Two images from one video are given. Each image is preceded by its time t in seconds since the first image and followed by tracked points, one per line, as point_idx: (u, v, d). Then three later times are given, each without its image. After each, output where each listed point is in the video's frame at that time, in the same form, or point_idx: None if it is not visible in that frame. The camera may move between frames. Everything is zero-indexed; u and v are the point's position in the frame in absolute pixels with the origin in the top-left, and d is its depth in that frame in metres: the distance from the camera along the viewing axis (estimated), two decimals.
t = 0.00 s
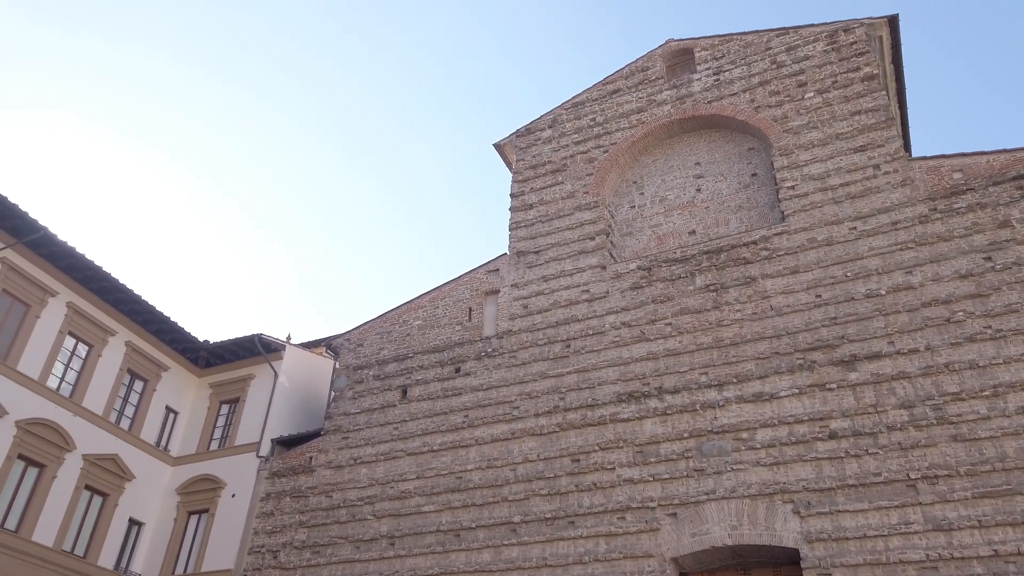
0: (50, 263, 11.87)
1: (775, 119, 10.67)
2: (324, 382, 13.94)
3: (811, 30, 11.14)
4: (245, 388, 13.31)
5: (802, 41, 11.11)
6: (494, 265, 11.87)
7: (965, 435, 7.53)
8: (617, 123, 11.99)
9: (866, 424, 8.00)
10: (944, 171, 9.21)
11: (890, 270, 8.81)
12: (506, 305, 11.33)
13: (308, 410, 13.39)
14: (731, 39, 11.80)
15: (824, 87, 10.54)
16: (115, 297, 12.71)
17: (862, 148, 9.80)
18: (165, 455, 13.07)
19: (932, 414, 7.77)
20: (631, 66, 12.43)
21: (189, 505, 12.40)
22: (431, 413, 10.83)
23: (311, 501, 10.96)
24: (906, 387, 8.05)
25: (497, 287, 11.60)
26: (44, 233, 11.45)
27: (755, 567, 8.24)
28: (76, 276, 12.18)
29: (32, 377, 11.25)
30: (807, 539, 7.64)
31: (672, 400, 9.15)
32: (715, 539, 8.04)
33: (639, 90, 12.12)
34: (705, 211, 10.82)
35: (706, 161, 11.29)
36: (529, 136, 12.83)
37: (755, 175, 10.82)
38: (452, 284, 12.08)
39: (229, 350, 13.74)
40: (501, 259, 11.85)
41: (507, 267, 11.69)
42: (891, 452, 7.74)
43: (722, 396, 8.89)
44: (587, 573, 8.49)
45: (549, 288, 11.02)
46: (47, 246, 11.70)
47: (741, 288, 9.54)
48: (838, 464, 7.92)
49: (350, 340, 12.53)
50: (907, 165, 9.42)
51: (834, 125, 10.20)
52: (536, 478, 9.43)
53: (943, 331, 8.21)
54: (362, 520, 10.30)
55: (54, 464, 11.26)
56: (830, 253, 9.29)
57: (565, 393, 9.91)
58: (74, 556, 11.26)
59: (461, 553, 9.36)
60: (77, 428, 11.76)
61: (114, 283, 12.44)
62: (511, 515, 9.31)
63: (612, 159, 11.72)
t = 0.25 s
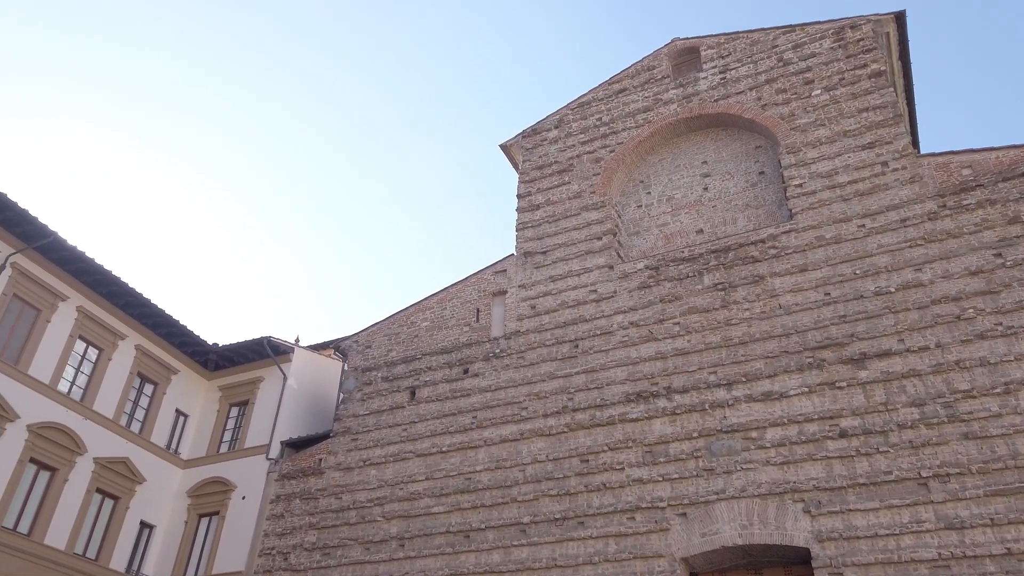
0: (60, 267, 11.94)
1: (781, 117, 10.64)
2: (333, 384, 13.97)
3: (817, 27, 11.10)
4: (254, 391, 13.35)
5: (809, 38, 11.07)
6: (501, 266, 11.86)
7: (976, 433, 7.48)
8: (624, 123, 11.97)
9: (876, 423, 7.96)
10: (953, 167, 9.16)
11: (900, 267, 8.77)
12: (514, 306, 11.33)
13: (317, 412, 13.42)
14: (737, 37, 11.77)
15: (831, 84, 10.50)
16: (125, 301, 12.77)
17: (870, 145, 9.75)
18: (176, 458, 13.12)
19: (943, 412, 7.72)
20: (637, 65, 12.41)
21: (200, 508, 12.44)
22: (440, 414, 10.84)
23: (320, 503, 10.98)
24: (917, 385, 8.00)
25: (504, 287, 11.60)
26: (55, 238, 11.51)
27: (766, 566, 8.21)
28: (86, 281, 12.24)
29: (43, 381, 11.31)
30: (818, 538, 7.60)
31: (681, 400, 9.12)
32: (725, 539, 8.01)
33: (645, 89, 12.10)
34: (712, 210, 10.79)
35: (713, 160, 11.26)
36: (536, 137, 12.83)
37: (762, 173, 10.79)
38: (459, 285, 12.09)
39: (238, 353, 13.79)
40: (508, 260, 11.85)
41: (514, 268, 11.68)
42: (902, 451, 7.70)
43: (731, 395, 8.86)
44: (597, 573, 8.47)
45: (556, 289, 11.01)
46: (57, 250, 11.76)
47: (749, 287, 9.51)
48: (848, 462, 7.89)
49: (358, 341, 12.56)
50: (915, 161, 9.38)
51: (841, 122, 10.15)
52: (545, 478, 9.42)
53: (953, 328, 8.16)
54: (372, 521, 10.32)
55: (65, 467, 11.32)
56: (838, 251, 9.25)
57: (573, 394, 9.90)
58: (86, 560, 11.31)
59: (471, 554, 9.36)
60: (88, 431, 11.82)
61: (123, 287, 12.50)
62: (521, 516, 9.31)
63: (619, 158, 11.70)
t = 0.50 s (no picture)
0: (66, 270, 11.97)
1: (786, 116, 10.62)
2: (338, 386, 13.98)
3: (821, 26, 11.08)
4: (259, 392, 13.37)
5: (813, 37, 11.05)
6: (506, 266, 11.86)
7: (983, 433, 7.46)
8: (627, 123, 11.96)
9: (882, 422, 7.94)
10: (958, 166, 9.13)
11: (905, 266, 8.74)
12: (518, 307, 11.33)
13: (322, 413, 13.43)
14: (740, 36, 11.75)
15: (835, 84, 10.48)
16: (130, 303, 12.80)
17: (875, 144, 9.73)
18: (181, 459, 13.15)
19: (949, 411, 7.70)
20: (640, 65, 12.40)
21: (205, 509, 12.47)
22: (445, 415, 10.84)
23: (326, 504, 11.00)
24: (923, 384, 7.98)
25: (508, 288, 11.60)
26: (61, 241, 11.54)
27: (772, 567, 8.19)
28: (91, 283, 12.28)
29: (49, 383, 11.34)
30: (824, 538, 7.58)
31: (686, 400, 9.11)
32: (731, 539, 8.00)
33: (649, 89, 12.09)
34: (716, 210, 10.78)
35: (718, 159, 11.24)
36: (539, 137, 12.83)
37: (767, 173, 10.77)
38: (464, 286, 12.09)
39: (243, 354, 13.81)
40: (513, 261, 11.85)
41: (518, 268, 11.68)
42: (908, 450, 7.67)
43: (736, 395, 8.84)
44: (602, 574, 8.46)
45: (561, 289, 11.00)
46: (63, 253, 11.79)
47: (754, 286, 9.49)
48: (854, 462, 7.87)
49: (363, 342, 12.57)
50: (920, 160, 9.35)
51: (846, 121, 10.13)
52: (550, 479, 9.41)
53: (959, 327, 8.13)
54: (377, 522, 10.32)
55: (71, 469, 11.35)
56: (843, 250, 9.23)
57: (578, 394, 9.90)
58: (92, 561, 11.34)
59: (476, 554, 9.35)
60: (94, 433, 11.85)
61: (128, 289, 12.52)
62: (526, 517, 9.30)
63: (623, 158, 11.69)
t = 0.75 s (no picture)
0: (71, 272, 12.00)
1: (789, 115, 10.60)
2: (342, 387, 14.00)
3: (824, 25, 11.06)
4: (264, 393, 13.39)
5: (816, 36, 11.03)
6: (509, 267, 11.86)
7: (988, 432, 7.43)
8: (631, 123, 11.96)
9: (887, 422, 7.91)
10: (963, 164, 9.11)
11: (910, 265, 8.72)
12: (522, 307, 11.32)
13: (327, 414, 13.44)
14: (744, 36, 11.74)
15: (839, 82, 10.46)
16: (135, 304, 12.83)
17: (879, 143, 9.71)
18: (186, 460, 13.18)
19: (954, 411, 7.68)
20: (643, 65, 12.39)
21: (211, 510, 12.49)
22: (449, 416, 10.84)
23: (330, 505, 11.01)
24: (928, 383, 7.96)
25: (512, 288, 11.60)
26: (65, 242, 11.57)
27: (777, 567, 8.18)
28: (96, 285, 12.31)
29: (54, 384, 11.37)
30: (829, 538, 7.57)
31: (690, 400, 9.10)
32: (735, 539, 7.98)
33: (652, 89, 12.08)
34: (720, 209, 10.77)
35: (721, 159, 11.23)
36: (543, 138, 12.83)
37: (770, 172, 10.75)
38: (467, 286, 12.10)
39: (247, 356, 13.84)
40: (516, 261, 11.85)
41: (522, 269, 11.68)
42: (914, 450, 7.65)
43: (740, 395, 8.83)
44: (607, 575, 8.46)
45: (564, 289, 11.00)
46: (67, 255, 11.82)
47: (758, 286, 9.48)
48: (859, 462, 7.85)
49: (367, 343, 12.59)
50: (925, 159, 9.33)
51: (850, 120, 10.11)
52: (555, 479, 9.40)
53: (964, 327, 8.11)
54: (382, 523, 10.33)
55: (77, 470, 11.37)
56: (848, 249, 9.21)
57: (582, 395, 9.89)
58: (97, 562, 11.36)
59: (480, 555, 9.35)
60: (100, 435, 11.87)
61: (133, 290, 12.55)
62: (530, 518, 9.30)
63: (626, 158, 11.68)
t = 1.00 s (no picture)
0: (75, 274, 12.03)
1: (792, 115, 10.59)
2: (346, 388, 14.01)
3: (827, 24, 11.04)
4: (268, 395, 13.41)
5: (819, 35, 11.01)
6: (513, 268, 11.86)
7: (994, 431, 7.40)
8: (634, 123, 11.95)
9: (892, 422, 7.90)
10: (967, 163, 9.09)
11: (914, 264, 8.70)
12: (526, 308, 11.32)
13: (331, 415, 13.46)
14: (746, 35, 11.73)
15: (842, 82, 10.44)
16: (139, 306, 12.85)
17: (883, 141, 9.69)
18: (191, 462, 13.20)
19: (959, 410, 7.65)
20: (646, 65, 12.38)
21: (215, 511, 12.51)
22: (453, 416, 10.85)
23: (335, 506, 11.02)
24: (933, 383, 7.94)
25: (516, 289, 11.60)
26: (70, 245, 11.59)
27: (782, 567, 8.16)
28: (101, 287, 12.34)
29: (59, 386, 11.40)
30: (834, 538, 7.55)
31: (694, 400, 9.09)
32: (740, 539, 7.97)
33: (655, 89, 12.07)
34: (724, 209, 10.76)
35: (724, 158, 11.22)
36: (545, 138, 12.83)
37: (774, 171, 10.74)
38: (471, 287, 12.10)
39: (251, 357, 13.85)
40: (520, 262, 11.85)
41: (525, 269, 11.67)
42: (919, 449, 7.63)
43: (745, 395, 8.81)
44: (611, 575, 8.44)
45: (568, 290, 11.00)
46: (72, 257, 11.85)
47: (762, 285, 9.47)
48: (864, 461, 7.83)
49: (371, 344, 12.60)
50: (928, 158, 9.31)
51: (853, 119, 10.09)
52: (559, 480, 9.39)
53: (969, 326, 8.09)
54: (386, 524, 10.34)
55: (82, 472, 11.40)
56: (852, 249, 9.19)
57: (585, 395, 9.89)
58: (103, 564, 11.39)
59: (485, 556, 9.35)
60: (104, 437, 11.90)
61: (137, 292, 12.57)
62: (535, 518, 9.29)
63: (629, 158, 11.68)
